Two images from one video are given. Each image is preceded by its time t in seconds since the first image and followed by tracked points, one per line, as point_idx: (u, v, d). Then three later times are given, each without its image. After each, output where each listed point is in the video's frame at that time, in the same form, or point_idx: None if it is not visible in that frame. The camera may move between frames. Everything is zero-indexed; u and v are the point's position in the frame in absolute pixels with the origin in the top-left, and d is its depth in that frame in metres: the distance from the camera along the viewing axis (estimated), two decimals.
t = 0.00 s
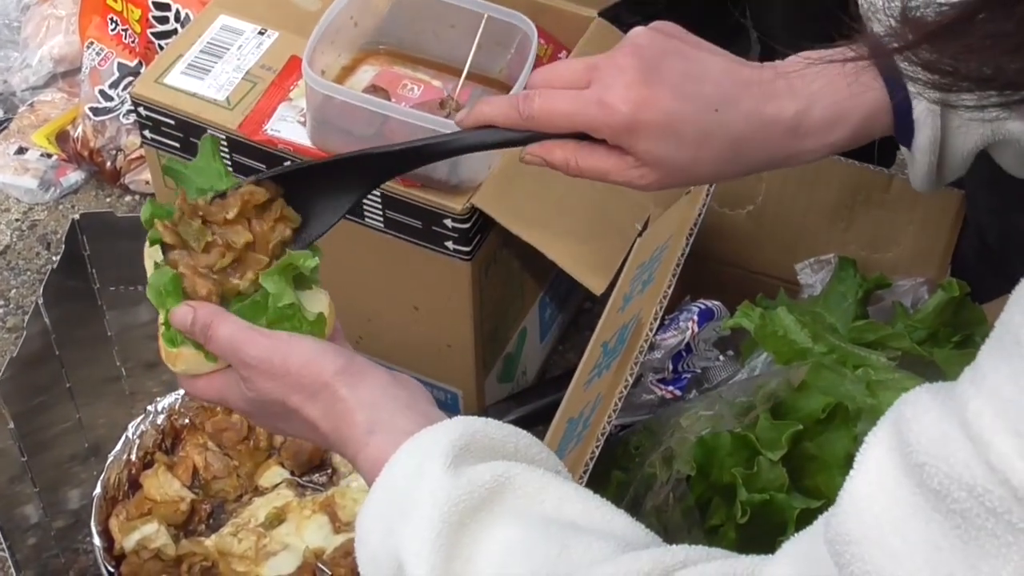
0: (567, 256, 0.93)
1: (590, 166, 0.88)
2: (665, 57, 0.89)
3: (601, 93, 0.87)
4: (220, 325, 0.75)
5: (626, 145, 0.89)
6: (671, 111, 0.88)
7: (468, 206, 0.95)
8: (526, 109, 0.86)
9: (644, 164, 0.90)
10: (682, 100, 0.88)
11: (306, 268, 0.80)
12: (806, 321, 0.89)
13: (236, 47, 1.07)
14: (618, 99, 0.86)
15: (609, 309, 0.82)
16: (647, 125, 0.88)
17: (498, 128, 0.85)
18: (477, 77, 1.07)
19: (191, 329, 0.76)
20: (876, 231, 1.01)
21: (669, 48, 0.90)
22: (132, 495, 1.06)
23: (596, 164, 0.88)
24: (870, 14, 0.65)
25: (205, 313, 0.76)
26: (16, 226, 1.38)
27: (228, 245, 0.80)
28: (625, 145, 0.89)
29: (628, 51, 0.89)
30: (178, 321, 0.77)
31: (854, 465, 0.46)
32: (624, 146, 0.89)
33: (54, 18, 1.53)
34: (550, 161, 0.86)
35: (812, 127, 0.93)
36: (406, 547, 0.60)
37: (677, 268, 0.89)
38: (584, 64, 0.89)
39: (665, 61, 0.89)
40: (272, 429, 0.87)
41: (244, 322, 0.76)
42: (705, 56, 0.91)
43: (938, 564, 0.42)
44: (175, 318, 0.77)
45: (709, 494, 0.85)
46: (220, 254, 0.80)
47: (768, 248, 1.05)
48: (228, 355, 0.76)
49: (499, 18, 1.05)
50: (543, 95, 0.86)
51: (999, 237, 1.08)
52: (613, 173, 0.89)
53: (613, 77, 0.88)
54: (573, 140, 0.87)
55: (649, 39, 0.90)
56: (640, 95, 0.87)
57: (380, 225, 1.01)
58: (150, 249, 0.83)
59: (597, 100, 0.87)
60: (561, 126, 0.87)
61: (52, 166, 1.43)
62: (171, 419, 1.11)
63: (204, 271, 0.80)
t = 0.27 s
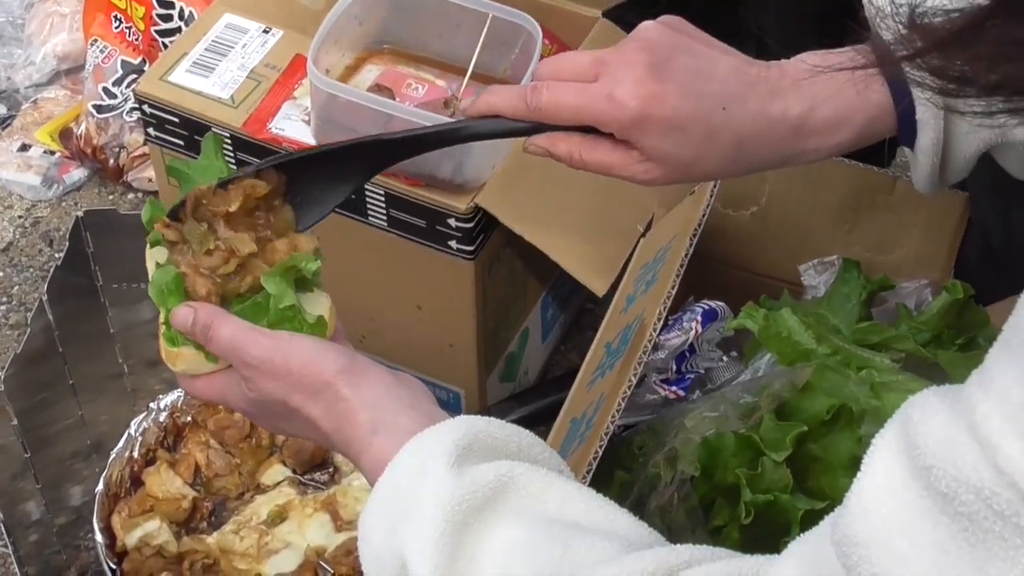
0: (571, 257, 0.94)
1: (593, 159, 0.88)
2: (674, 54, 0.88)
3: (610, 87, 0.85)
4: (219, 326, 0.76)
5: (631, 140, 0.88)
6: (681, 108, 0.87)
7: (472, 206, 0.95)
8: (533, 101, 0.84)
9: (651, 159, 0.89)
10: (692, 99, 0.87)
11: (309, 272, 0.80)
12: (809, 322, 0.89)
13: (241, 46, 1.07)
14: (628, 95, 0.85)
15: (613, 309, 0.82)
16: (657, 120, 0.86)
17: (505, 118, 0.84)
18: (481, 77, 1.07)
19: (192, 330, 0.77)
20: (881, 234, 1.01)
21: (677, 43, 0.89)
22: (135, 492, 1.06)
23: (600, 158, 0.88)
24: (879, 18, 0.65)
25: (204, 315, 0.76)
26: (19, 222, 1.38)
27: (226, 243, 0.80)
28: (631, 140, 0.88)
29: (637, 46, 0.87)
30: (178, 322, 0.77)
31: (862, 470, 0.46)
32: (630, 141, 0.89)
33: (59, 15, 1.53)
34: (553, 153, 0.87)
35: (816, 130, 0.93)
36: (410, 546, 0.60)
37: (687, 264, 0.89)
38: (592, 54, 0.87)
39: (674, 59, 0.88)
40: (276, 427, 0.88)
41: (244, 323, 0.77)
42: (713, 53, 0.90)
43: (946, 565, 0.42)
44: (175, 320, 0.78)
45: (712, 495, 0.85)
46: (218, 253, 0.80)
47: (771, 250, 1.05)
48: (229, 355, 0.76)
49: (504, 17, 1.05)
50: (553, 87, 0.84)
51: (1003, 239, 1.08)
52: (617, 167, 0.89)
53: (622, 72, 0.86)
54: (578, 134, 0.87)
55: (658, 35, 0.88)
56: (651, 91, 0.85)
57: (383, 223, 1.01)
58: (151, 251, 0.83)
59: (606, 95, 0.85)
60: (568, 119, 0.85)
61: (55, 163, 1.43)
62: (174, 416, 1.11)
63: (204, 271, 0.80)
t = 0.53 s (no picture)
0: (574, 257, 0.94)
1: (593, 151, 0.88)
2: (676, 51, 0.88)
3: (612, 80, 0.85)
4: (227, 325, 0.75)
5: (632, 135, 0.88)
6: (682, 107, 0.87)
7: (476, 207, 0.96)
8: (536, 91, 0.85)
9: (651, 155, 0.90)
10: (692, 96, 0.87)
11: (317, 273, 0.80)
12: (814, 328, 0.89)
13: (246, 45, 1.07)
14: (630, 88, 0.85)
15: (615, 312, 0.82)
16: (657, 115, 0.86)
17: (507, 108, 0.85)
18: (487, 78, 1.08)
19: (200, 329, 0.76)
20: (887, 239, 0.99)
21: (680, 40, 0.89)
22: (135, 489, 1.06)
23: (600, 151, 0.88)
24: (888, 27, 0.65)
25: (212, 314, 0.76)
26: (23, 218, 1.38)
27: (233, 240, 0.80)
28: (631, 134, 0.88)
29: (640, 41, 0.87)
30: (186, 321, 0.77)
31: (866, 481, 0.46)
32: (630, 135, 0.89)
33: (64, 12, 1.52)
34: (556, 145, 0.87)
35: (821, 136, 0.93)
36: (414, 548, 0.60)
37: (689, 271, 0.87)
38: (596, 49, 0.87)
39: (677, 57, 0.88)
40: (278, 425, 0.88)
41: (250, 323, 0.76)
42: (716, 50, 0.90)
43: None
44: (185, 318, 0.77)
45: (714, 500, 0.85)
46: (226, 249, 0.79)
47: (778, 253, 1.05)
48: (235, 355, 0.76)
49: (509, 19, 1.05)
50: (556, 77, 0.84)
51: (1006, 246, 1.09)
52: (616, 161, 0.89)
53: (625, 66, 0.86)
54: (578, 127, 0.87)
55: (662, 31, 0.88)
56: (653, 86, 0.85)
57: (387, 224, 1.02)
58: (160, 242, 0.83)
59: (608, 87, 0.85)
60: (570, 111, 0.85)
61: (59, 160, 1.43)
62: (175, 414, 1.11)
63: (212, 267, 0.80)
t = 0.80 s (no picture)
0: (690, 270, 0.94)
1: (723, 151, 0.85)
2: (811, 51, 0.84)
3: (744, 78, 0.82)
4: (339, 328, 0.76)
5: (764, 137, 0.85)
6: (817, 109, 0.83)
7: (596, 215, 0.95)
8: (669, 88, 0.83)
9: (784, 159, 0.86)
10: (827, 97, 0.83)
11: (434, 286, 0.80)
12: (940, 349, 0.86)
13: (371, 46, 1.08)
14: (762, 85, 0.82)
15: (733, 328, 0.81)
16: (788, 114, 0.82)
17: (636, 105, 0.83)
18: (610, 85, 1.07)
19: (310, 328, 0.77)
20: (1017, 260, 0.96)
21: (815, 43, 0.84)
22: (248, 484, 1.07)
23: (728, 152, 0.85)
24: None
25: (322, 315, 0.76)
26: (145, 212, 1.41)
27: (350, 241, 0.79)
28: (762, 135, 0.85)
29: (774, 39, 0.84)
30: (297, 319, 0.78)
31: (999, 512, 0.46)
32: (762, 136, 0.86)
33: (190, 8, 1.54)
34: (682, 143, 0.86)
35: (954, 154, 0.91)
36: (528, 560, 0.60)
37: (811, 285, 0.84)
38: (730, 48, 0.85)
39: (812, 56, 0.84)
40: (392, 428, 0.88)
41: (361, 326, 0.77)
42: (847, 55, 0.86)
43: None
44: (294, 316, 0.78)
45: (833, 520, 0.84)
46: (344, 249, 0.79)
47: (904, 271, 1.02)
48: (347, 357, 0.76)
49: (634, 27, 1.05)
50: (688, 76, 0.82)
51: None
52: (746, 163, 0.86)
53: (758, 63, 0.83)
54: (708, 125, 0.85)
55: (796, 32, 0.84)
56: (785, 84, 0.82)
57: (505, 229, 1.02)
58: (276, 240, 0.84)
59: (740, 84, 0.82)
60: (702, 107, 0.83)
61: (181, 155, 1.45)
62: (289, 412, 1.12)
63: (326, 267, 0.80)
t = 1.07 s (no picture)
0: (710, 268, 0.93)
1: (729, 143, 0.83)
2: (818, 43, 0.83)
3: (750, 67, 0.81)
4: (356, 331, 0.75)
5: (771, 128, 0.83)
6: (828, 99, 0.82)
7: (613, 215, 0.94)
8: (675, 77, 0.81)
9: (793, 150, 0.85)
10: (835, 88, 0.82)
11: (452, 289, 0.79)
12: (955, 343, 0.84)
13: (387, 49, 1.07)
14: (768, 74, 0.80)
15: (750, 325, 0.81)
16: (795, 103, 0.81)
17: (641, 94, 0.82)
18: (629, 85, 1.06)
19: (328, 331, 0.77)
20: None
21: (822, 35, 0.84)
22: (268, 490, 1.07)
23: (735, 143, 0.83)
24: None
25: (340, 319, 0.76)
26: (164, 218, 1.41)
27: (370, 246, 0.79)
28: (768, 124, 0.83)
29: (780, 31, 0.83)
30: (316, 323, 0.77)
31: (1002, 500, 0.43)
32: (768, 126, 0.84)
33: (208, 13, 1.54)
34: (688, 135, 0.83)
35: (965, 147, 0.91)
36: (539, 563, 0.57)
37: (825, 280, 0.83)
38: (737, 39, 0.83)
39: (820, 48, 0.83)
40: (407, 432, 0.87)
41: (380, 329, 0.76)
42: (857, 49, 0.85)
43: None
44: (312, 320, 0.77)
45: (850, 516, 0.84)
46: (363, 254, 0.79)
47: (922, 267, 1.01)
48: (365, 361, 0.76)
49: (655, 25, 1.03)
50: (694, 65, 0.81)
51: None
52: (752, 153, 0.85)
53: (764, 53, 0.81)
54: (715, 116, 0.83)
55: (802, 25, 0.84)
56: (792, 72, 0.80)
57: (523, 230, 1.01)
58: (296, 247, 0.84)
59: (745, 74, 0.81)
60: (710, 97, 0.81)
61: (199, 160, 1.45)
62: (309, 417, 1.12)
63: (347, 272, 0.80)
